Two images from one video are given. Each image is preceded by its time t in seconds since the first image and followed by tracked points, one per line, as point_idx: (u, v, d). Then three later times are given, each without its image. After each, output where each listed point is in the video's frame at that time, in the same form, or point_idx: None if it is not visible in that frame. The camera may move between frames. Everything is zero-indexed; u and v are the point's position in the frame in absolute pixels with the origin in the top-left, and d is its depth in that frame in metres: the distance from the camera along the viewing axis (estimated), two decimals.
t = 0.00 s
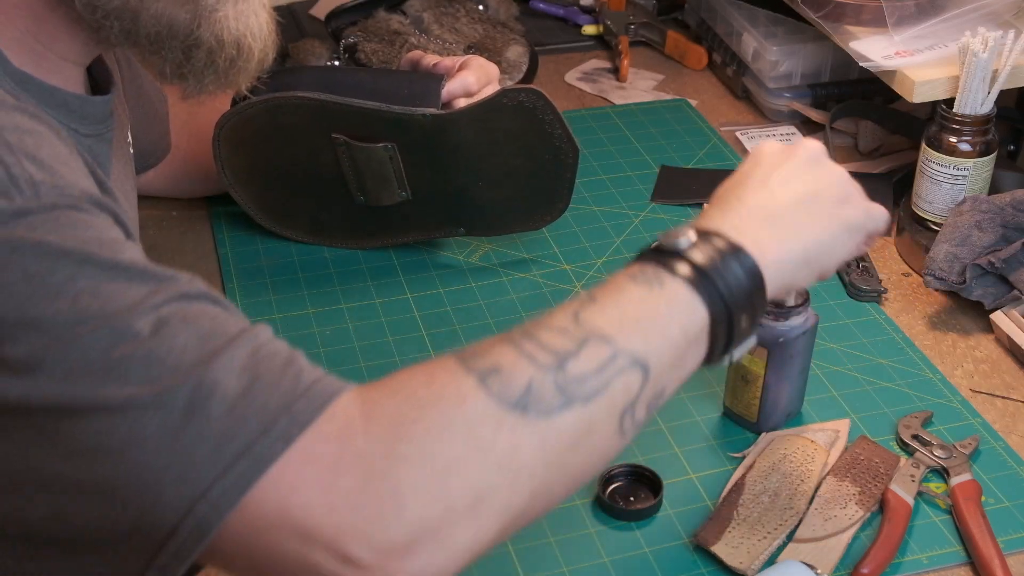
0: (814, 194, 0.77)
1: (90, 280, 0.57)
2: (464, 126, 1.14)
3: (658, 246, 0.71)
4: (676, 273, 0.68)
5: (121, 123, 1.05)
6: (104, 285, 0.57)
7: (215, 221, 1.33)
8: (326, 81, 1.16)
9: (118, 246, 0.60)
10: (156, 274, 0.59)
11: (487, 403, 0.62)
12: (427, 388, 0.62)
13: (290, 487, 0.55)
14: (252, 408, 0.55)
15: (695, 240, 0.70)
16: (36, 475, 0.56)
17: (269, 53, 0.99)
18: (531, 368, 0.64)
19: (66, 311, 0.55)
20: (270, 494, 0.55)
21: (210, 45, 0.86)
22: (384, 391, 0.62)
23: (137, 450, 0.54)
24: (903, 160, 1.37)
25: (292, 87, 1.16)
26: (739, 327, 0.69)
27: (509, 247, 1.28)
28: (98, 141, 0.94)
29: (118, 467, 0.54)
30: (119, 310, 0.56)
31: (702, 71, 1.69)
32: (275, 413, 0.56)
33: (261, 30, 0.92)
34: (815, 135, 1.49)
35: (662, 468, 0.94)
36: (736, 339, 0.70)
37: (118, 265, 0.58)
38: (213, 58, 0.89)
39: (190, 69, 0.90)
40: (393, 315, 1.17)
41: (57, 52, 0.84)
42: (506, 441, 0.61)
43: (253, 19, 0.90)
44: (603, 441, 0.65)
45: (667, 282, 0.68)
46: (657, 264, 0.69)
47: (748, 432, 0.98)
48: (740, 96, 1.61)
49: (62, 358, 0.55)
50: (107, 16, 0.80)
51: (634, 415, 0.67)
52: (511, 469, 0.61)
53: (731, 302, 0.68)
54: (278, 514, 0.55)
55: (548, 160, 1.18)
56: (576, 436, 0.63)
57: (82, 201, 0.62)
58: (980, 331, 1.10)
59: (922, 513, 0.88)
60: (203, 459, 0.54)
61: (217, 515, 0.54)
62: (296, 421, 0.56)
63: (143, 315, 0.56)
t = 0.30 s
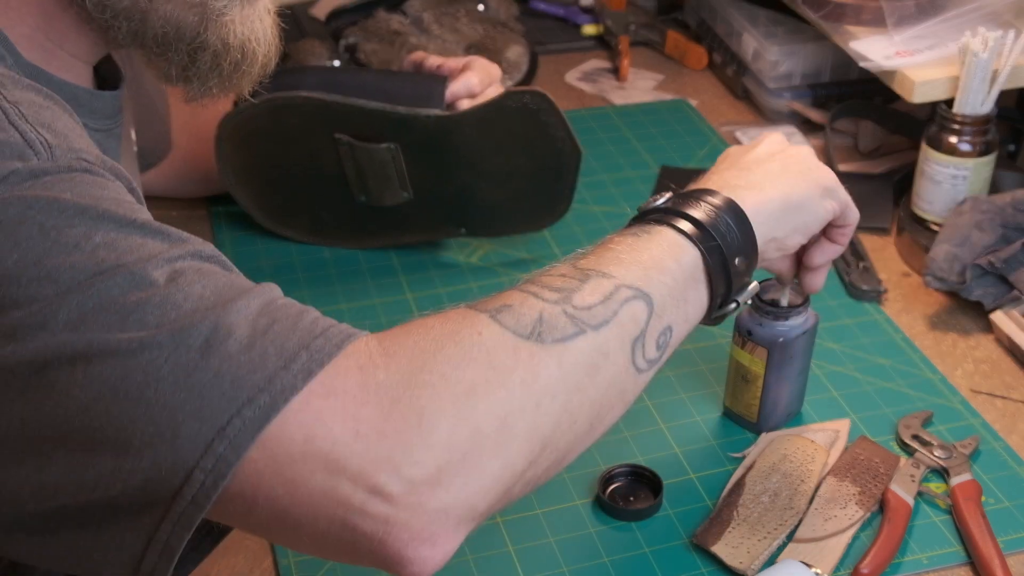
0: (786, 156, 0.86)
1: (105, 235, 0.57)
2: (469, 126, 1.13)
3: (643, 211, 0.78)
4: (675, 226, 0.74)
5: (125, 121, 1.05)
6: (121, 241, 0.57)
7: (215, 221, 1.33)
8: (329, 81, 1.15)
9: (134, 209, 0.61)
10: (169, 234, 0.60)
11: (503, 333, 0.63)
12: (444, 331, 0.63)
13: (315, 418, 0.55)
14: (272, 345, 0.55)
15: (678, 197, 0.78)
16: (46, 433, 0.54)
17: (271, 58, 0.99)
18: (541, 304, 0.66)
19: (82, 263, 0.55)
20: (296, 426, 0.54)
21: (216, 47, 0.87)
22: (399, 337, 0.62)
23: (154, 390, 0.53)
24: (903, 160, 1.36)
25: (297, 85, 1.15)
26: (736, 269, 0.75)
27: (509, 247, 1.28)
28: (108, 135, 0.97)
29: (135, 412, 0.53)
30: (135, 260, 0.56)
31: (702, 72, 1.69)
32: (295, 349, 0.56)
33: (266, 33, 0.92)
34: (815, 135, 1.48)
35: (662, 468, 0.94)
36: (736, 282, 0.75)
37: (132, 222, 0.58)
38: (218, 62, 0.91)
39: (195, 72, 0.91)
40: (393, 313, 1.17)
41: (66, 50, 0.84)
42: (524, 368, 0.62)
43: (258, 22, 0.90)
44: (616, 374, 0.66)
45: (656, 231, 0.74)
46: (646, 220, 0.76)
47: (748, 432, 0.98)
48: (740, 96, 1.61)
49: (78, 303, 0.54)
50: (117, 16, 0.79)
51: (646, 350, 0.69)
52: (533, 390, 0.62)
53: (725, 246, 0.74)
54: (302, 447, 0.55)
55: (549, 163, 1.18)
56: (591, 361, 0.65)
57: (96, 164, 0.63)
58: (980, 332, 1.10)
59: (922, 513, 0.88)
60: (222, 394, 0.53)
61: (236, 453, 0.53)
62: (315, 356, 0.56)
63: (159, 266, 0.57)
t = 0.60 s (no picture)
0: (788, 172, 0.87)
1: (107, 224, 0.58)
2: (468, 126, 1.13)
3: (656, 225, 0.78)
4: (687, 241, 0.74)
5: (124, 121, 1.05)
6: (123, 230, 0.58)
7: (214, 222, 1.33)
8: (329, 83, 1.15)
9: (136, 200, 0.61)
10: (171, 227, 0.61)
11: (514, 327, 0.64)
12: (456, 321, 0.64)
13: (320, 400, 0.56)
14: (275, 332, 0.56)
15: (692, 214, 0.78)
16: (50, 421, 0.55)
17: (267, 58, 0.99)
18: (553, 302, 0.66)
19: (85, 251, 0.56)
20: (300, 408, 0.55)
21: (212, 48, 0.87)
22: (405, 328, 0.63)
23: (156, 374, 0.53)
24: (903, 160, 1.37)
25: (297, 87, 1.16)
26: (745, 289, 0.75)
27: (509, 247, 1.29)
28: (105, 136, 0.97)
29: (137, 397, 0.53)
30: (137, 249, 0.57)
31: (702, 72, 1.69)
32: (299, 336, 0.56)
33: (263, 34, 0.92)
34: (814, 135, 1.48)
35: (662, 468, 0.94)
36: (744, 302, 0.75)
37: (132, 211, 0.59)
38: (214, 62, 0.91)
39: (191, 71, 0.92)
40: (393, 313, 1.17)
41: (65, 49, 0.84)
42: (533, 360, 0.62)
43: (256, 23, 0.90)
44: (624, 377, 0.66)
45: (667, 245, 0.75)
46: (658, 236, 0.76)
47: (748, 432, 0.98)
48: (740, 96, 1.61)
49: (80, 290, 0.55)
50: (115, 15, 0.79)
51: (655, 355, 0.69)
52: (542, 383, 0.62)
53: (736, 265, 0.74)
54: (305, 428, 0.55)
55: (549, 164, 1.18)
56: (602, 361, 0.65)
57: (97, 157, 0.64)
58: (980, 332, 1.10)
59: (922, 513, 0.88)
60: (224, 377, 0.54)
61: (238, 436, 0.53)
62: (319, 343, 0.57)
63: (160, 255, 0.57)
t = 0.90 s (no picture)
0: (836, 189, 0.84)
1: (88, 253, 0.57)
2: (468, 127, 1.14)
3: (676, 249, 0.74)
4: (693, 274, 0.72)
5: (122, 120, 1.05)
6: (104, 258, 0.58)
7: (214, 222, 1.33)
8: (329, 83, 1.16)
9: (120, 222, 0.61)
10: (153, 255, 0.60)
11: (487, 386, 0.62)
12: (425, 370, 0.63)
13: (277, 456, 0.56)
14: (242, 380, 0.56)
15: (715, 240, 0.75)
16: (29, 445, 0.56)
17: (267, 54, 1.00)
18: (535, 355, 0.65)
19: (63, 281, 0.56)
20: (258, 465, 0.55)
21: (212, 44, 0.88)
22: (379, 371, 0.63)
23: (124, 417, 0.54)
24: (903, 160, 1.36)
25: (296, 87, 1.16)
26: (754, 335, 0.73)
27: (509, 247, 1.28)
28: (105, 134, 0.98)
29: (107, 434, 0.54)
30: (115, 280, 0.57)
31: (702, 72, 1.69)
32: (264, 386, 0.56)
33: (262, 31, 0.93)
34: (815, 135, 1.48)
35: (662, 468, 0.94)
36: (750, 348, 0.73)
37: (117, 239, 0.59)
38: (214, 58, 0.91)
39: (192, 68, 0.92)
40: (394, 313, 1.17)
41: (65, 48, 0.84)
42: (503, 425, 0.61)
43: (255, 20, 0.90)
44: (604, 440, 0.65)
45: (681, 282, 0.71)
46: (676, 264, 0.73)
47: (748, 432, 0.98)
48: (740, 96, 1.61)
49: (56, 322, 0.55)
50: (113, 11, 0.79)
51: (641, 413, 0.67)
52: (507, 453, 0.61)
53: (748, 307, 0.72)
54: (260, 486, 0.55)
55: (549, 163, 1.18)
56: (580, 426, 0.64)
57: (86, 175, 0.63)
58: (981, 332, 1.10)
59: (922, 513, 0.88)
60: (189, 427, 0.54)
61: (198, 488, 0.54)
62: (284, 394, 0.57)
63: (139, 288, 0.57)
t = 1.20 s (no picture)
0: (859, 248, 0.82)
1: (74, 282, 0.59)
2: (466, 128, 1.14)
3: (683, 304, 0.74)
4: (691, 332, 0.72)
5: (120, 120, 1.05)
6: (89, 288, 0.59)
7: (214, 222, 1.33)
8: (325, 84, 1.16)
9: (109, 249, 0.62)
10: (140, 284, 0.62)
11: (465, 446, 0.63)
12: (406, 421, 0.63)
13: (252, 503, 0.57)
14: (218, 426, 0.57)
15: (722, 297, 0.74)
16: (10, 474, 0.58)
17: (266, 50, 0.99)
18: (517, 418, 0.65)
19: (47, 310, 0.57)
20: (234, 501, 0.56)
21: (210, 43, 0.87)
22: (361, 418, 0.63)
23: (102, 456, 0.55)
24: (903, 160, 1.37)
25: (292, 88, 1.16)
26: (748, 403, 0.73)
27: (509, 246, 1.28)
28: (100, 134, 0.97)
29: (86, 469, 0.55)
30: (99, 313, 0.58)
31: (702, 71, 1.69)
32: (240, 434, 0.57)
33: (259, 28, 0.92)
34: (815, 135, 1.48)
35: (662, 468, 0.94)
36: (742, 413, 0.73)
37: (104, 269, 0.60)
38: (212, 57, 0.90)
39: (189, 67, 0.91)
40: (394, 313, 1.17)
41: (62, 47, 0.84)
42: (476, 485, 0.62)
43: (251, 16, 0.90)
44: (582, 508, 0.66)
45: (682, 347, 0.71)
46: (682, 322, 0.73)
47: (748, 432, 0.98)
48: (740, 96, 1.60)
49: (37, 355, 0.57)
50: (111, 10, 0.79)
51: (622, 479, 0.67)
52: (478, 521, 0.61)
53: (745, 371, 0.71)
54: (237, 524, 0.56)
55: (547, 165, 1.18)
56: (559, 493, 0.64)
57: (77, 197, 0.64)
58: (981, 331, 1.10)
59: (922, 513, 0.88)
60: (164, 471, 0.55)
61: (170, 534, 0.55)
62: (259, 441, 0.58)
63: (123, 322, 0.59)
